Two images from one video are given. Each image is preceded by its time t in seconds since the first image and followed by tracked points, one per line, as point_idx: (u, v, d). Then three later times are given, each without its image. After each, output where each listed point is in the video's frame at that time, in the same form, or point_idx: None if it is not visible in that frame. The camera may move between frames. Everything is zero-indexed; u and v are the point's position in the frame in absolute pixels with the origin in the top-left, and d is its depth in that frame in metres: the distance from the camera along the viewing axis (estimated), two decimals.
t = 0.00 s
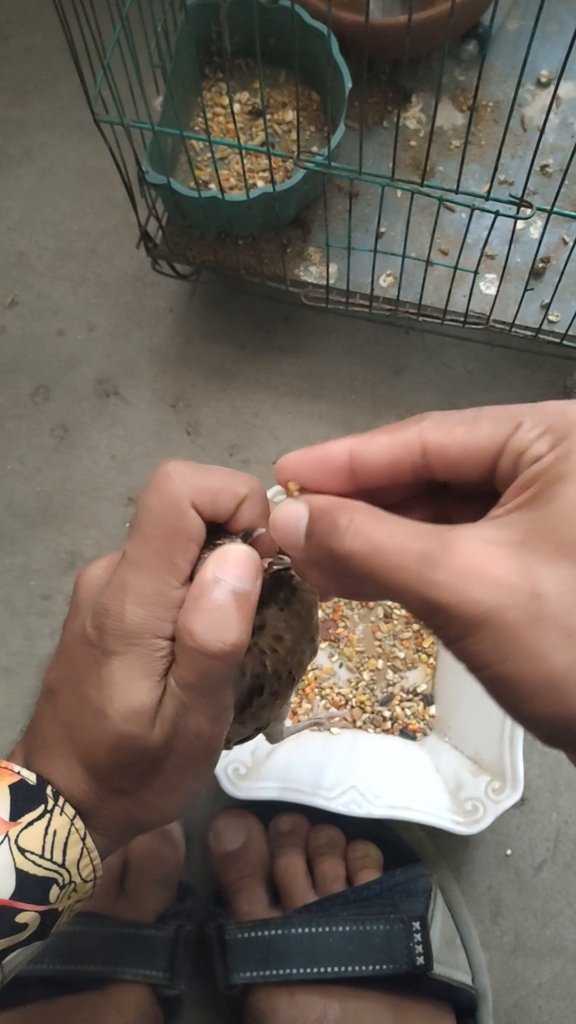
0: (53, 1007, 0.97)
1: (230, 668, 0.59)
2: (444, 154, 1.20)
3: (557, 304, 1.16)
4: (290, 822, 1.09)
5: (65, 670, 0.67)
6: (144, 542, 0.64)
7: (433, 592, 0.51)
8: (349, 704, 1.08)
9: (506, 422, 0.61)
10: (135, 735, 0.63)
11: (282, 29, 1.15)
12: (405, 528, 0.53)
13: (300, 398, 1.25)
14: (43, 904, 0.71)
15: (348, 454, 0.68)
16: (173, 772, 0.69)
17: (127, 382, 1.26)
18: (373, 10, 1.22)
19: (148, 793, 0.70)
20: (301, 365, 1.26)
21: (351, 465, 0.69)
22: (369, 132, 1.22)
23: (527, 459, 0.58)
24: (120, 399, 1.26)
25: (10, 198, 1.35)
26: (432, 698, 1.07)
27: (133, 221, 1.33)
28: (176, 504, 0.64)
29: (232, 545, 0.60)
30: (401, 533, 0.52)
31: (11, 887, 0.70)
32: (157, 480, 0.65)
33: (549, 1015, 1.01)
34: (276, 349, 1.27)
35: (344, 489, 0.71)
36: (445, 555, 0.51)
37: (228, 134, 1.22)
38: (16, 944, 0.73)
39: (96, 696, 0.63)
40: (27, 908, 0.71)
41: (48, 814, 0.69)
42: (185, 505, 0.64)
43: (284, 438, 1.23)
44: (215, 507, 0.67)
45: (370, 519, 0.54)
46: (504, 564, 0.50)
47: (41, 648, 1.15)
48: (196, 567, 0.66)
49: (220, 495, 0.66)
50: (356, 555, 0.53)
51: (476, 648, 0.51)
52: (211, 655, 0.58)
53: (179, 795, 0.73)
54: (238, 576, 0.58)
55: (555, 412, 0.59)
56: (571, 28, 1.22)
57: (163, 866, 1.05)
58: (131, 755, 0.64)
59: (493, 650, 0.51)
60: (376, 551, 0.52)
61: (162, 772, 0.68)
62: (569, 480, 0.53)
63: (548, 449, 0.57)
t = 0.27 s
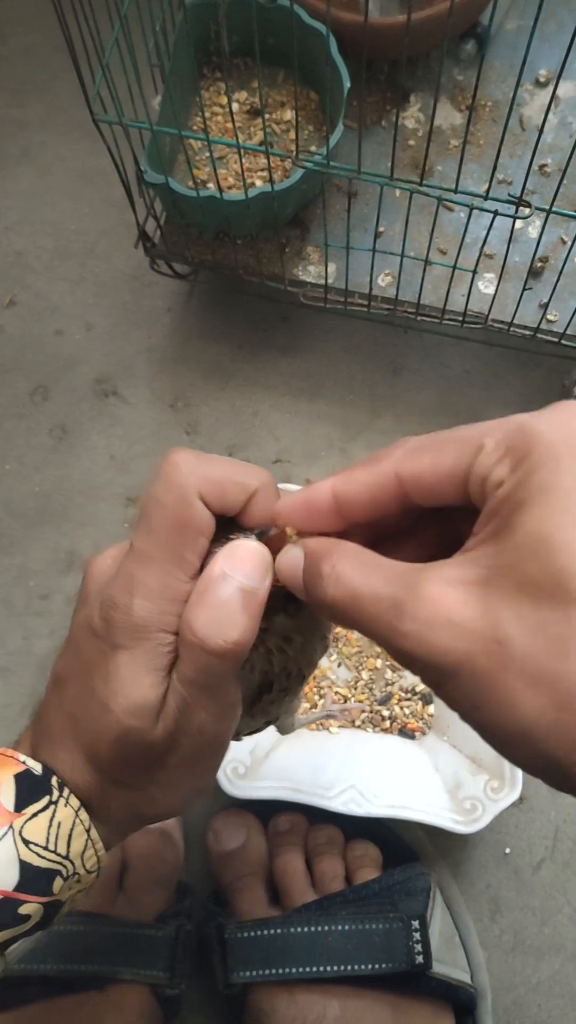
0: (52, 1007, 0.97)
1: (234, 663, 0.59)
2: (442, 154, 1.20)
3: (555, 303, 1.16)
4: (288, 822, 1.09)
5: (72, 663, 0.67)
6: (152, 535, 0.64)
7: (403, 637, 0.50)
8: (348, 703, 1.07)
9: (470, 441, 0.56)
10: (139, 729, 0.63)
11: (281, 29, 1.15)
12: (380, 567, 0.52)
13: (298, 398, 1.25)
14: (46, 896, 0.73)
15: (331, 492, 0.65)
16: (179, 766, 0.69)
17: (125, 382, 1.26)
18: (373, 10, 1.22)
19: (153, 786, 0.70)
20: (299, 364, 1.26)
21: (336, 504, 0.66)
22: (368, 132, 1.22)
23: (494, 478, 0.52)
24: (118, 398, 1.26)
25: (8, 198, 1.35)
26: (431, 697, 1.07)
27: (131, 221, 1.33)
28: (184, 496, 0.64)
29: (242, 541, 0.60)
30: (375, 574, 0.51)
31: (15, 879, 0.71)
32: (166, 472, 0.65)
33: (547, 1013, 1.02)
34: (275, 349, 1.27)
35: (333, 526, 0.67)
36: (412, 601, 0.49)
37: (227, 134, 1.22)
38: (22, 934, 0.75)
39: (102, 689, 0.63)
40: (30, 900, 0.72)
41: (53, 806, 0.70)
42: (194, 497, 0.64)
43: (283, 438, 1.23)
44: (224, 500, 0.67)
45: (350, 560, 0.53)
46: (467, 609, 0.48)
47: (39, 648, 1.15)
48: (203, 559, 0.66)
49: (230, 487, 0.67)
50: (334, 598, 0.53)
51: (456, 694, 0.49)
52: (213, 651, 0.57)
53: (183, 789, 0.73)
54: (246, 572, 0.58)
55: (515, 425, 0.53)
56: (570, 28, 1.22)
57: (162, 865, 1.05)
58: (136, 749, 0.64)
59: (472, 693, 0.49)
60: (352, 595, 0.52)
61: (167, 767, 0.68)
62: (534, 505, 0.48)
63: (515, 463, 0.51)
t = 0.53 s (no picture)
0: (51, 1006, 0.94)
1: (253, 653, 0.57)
2: (435, 153, 1.20)
3: (548, 303, 1.16)
4: (283, 820, 1.09)
5: (108, 656, 0.69)
6: (166, 526, 0.64)
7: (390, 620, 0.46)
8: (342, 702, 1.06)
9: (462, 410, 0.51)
10: (168, 721, 0.63)
11: (274, 28, 1.15)
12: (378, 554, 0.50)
13: (292, 397, 1.25)
14: (89, 890, 0.69)
15: (331, 476, 0.62)
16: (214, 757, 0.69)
17: (119, 382, 1.26)
18: (365, 9, 1.22)
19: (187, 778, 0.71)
20: (293, 364, 1.26)
21: (337, 488, 0.62)
22: (361, 131, 1.22)
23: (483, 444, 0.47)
24: (112, 398, 1.26)
25: (2, 197, 1.35)
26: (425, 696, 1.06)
27: (125, 220, 1.33)
28: (190, 483, 0.63)
29: (261, 527, 0.58)
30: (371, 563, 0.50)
31: (57, 873, 0.67)
32: (172, 462, 0.65)
33: (542, 1010, 1.02)
34: (268, 348, 1.27)
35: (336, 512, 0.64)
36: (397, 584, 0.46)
37: (220, 133, 1.22)
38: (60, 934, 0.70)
39: (131, 683, 0.65)
40: (74, 895, 0.68)
41: (94, 797, 0.70)
42: (200, 484, 0.64)
43: (276, 438, 1.23)
44: (232, 484, 0.66)
45: (351, 551, 0.52)
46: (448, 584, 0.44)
47: (34, 648, 1.16)
48: (222, 546, 0.64)
49: (236, 471, 0.65)
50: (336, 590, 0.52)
51: (453, 679, 0.44)
52: (232, 640, 0.55)
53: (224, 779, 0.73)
54: (264, 557, 0.57)
55: (500, 383, 0.47)
56: (562, 27, 1.23)
57: (159, 865, 1.06)
58: (166, 742, 0.65)
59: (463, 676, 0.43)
60: (350, 583, 0.50)
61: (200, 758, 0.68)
62: (516, 466, 0.42)
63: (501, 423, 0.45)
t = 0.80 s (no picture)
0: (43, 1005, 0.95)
1: (254, 645, 0.57)
2: (431, 153, 1.20)
3: (544, 302, 1.16)
4: (277, 819, 1.09)
5: (113, 651, 0.70)
6: (166, 519, 0.64)
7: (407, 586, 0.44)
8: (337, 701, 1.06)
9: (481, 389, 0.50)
10: (171, 714, 0.64)
11: (270, 27, 1.16)
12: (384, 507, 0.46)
13: (288, 397, 1.25)
14: (98, 888, 0.70)
15: (341, 462, 0.60)
16: (220, 754, 0.69)
17: (115, 381, 1.26)
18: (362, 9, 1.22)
19: (195, 772, 0.71)
20: (289, 363, 1.26)
21: (347, 476, 0.60)
22: (357, 131, 1.23)
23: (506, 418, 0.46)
24: (108, 397, 1.26)
25: None
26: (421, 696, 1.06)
27: (121, 220, 1.33)
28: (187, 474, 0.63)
29: (261, 515, 0.57)
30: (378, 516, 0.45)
31: (64, 872, 0.68)
32: (170, 453, 0.65)
33: (537, 1008, 1.02)
34: (264, 347, 1.27)
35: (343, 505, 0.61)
36: (417, 545, 0.44)
37: (216, 132, 1.22)
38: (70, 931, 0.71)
39: (134, 678, 0.66)
40: (83, 893, 0.69)
41: (101, 795, 0.71)
42: (199, 475, 0.63)
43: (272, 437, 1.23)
44: (232, 474, 0.65)
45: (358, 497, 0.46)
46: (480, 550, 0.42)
47: (29, 647, 1.15)
48: (223, 537, 0.64)
49: (235, 460, 0.65)
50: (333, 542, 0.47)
51: (462, 650, 0.44)
52: (229, 633, 0.55)
53: (234, 774, 0.73)
54: (264, 548, 0.56)
55: (527, 357, 0.47)
56: (558, 28, 1.23)
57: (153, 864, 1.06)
58: (170, 734, 0.66)
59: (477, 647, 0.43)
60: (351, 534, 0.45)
61: (206, 753, 0.69)
62: (551, 435, 0.42)
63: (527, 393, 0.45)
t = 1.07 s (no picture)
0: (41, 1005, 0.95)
1: (238, 642, 0.57)
2: (429, 152, 1.20)
3: (542, 301, 1.17)
4: (276, 818, 1.09)
5: (98, 649, 0.70)
6: (150, 517, 0.65)
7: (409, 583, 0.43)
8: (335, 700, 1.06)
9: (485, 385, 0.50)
10: (154, 712, 0.64)
11: (268, 26, 1.16)
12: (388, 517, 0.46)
13: (286, 396, 1.25)
14: (88, 887, 0.69)
15: (337, 455, 0.60)
16: (205, 754, 0.68)
17: (112, 380, 1.26)
18: (360, 8, 1.22)
19: (182, 771, 0.71)
20: (287, 362, 1.26)
21: (344, 469, 0.60)
22: (355, 130, 1.23)
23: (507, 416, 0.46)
24: (106, 396, 1.26)
25: None
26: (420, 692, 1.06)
27: (118, 219, 1.32)
28: (172, 469, 0.63)
29: (245, 512, 0.58)
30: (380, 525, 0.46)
31: (52, 870, 0.68)
32: (153, 450, 0.65)
33: (535, 1007, 1.02)
34: (262, 346, 1.27)
35: (338, 498, 0.61)
36: (419, 542, 0.43)
37: (214, 131, 1.22)
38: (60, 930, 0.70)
39: (119, 676, 0.66)
40: (72, 892, 0.69)
41: (90, 792, 0.70)
42: (182, 472, 0.64)
43: (270, 437, 1.23)
44: (216, 470, 0.65)
45: (359, 512, 0.47)
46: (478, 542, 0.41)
47: (27, 646, 1.15)
48: (207, 533, 0.65)
49: (220, 457, 0.65)
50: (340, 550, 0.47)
51: (463, 643, 0.42)
52: (210, 628, 0.55)
53: (221, 775, 0.73)
54: (248, 544, 0.56)
55: (533, 350, 0.46)
56: (556, 27, 1.23)
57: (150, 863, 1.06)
58: (154, 733, 0.66)
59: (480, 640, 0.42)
60: (353, 543, 0.46)
61: (193, 754, 0.68)
62: (552, 428, 0.41)
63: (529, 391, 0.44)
